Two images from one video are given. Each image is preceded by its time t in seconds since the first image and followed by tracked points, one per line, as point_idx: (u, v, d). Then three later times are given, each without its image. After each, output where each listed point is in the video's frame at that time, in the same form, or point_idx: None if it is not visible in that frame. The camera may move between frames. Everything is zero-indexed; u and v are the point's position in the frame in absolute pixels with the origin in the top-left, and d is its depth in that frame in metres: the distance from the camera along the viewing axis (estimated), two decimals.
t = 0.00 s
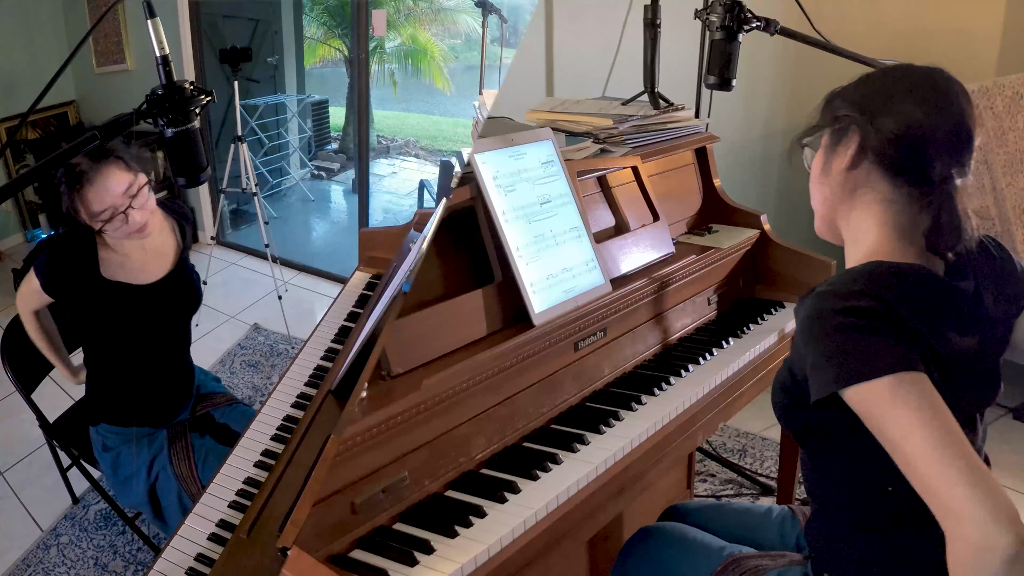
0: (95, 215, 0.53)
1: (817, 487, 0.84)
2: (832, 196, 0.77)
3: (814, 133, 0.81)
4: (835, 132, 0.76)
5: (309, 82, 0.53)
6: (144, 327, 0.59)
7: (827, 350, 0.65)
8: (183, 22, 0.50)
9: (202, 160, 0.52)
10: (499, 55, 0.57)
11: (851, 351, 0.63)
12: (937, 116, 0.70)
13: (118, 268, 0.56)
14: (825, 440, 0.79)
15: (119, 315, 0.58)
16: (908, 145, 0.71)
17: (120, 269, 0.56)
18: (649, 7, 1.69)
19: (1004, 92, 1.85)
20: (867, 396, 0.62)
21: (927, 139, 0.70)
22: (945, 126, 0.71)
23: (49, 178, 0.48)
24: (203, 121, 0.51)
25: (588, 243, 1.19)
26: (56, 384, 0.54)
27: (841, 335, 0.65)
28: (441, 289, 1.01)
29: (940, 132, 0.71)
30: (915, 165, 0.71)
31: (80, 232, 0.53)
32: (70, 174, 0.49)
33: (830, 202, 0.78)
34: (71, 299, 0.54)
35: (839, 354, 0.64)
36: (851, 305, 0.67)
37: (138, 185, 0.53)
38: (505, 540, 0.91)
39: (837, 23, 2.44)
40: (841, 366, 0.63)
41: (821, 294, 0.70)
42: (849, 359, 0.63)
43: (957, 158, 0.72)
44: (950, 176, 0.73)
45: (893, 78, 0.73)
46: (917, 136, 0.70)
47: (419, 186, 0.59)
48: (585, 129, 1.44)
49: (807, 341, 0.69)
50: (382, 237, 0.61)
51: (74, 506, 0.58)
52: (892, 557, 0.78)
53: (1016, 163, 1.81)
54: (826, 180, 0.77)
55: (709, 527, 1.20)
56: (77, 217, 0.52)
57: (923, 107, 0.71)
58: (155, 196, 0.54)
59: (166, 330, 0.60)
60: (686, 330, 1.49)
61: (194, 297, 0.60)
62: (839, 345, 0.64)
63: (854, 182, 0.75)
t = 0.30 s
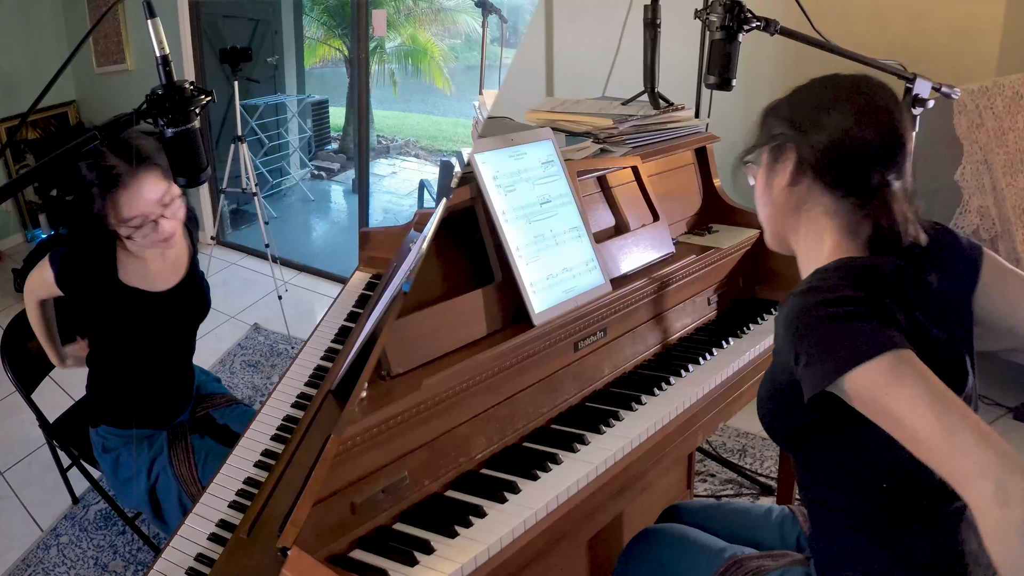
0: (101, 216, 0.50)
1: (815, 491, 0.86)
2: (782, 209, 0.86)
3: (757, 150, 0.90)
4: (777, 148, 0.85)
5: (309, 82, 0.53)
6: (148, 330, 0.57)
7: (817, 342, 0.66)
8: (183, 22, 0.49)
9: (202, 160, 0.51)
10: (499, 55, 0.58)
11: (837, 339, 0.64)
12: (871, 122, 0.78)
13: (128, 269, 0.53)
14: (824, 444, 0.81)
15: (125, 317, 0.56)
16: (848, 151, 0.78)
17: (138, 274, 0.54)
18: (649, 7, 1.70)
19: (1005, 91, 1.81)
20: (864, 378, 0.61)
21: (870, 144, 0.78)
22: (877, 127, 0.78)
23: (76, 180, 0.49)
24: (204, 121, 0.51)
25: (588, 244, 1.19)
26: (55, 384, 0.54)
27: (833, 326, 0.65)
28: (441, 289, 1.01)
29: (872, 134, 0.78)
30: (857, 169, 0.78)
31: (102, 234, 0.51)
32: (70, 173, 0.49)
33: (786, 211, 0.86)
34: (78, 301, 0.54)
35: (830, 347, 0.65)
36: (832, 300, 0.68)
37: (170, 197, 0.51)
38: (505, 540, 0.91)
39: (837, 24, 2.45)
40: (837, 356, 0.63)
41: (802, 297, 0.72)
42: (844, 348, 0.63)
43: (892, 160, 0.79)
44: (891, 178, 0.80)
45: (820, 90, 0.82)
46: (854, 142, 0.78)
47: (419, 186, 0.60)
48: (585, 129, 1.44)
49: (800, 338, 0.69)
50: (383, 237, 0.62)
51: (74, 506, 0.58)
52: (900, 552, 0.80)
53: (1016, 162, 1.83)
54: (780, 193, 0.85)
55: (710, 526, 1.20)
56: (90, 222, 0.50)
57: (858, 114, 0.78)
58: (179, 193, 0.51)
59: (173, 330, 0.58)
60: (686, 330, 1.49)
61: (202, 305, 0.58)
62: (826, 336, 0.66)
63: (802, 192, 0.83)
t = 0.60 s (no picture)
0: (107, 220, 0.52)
1: (822, 507, 0.90)
2: (697, 275, 0.93)
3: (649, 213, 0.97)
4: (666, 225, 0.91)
5: (309, 82, 0.51)
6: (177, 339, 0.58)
7: (768, 343, 0.75)
8: (183, 21, 0.49)
9: (202, 159, 0.52)
10: (499, 55, 0.58)
11: (779, 336, 0.74)
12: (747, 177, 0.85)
13: (172, 304, 0.56)
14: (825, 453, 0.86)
15: (129, 319, 0.56)
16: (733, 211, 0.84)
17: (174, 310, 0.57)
18: (649, 7, 1.70)
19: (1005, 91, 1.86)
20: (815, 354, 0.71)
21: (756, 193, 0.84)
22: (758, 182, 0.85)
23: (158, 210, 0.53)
24: (204, 120, 0.52)
25: (588, 243, 1.19)
26: (55, 384, 0.55)
27: (771, 324, 0.76)
28: (441, 289, 1.01)
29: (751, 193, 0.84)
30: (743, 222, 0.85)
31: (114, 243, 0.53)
32: (70, 173, 0.50)
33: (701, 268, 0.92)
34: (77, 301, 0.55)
35: (783, 346, 0.74)
36: (765, 306, 0.79)
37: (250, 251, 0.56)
38: (505, 540, 0.91)
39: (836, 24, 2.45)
40: (795, 346, 0.73)
41: (742, 317, 0.82)
42: (790, 334, 0.74)
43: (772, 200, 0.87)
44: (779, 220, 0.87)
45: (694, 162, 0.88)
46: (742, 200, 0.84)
47: (419, 186, 0.60)
48: (585, 129, 1.46)
49: (752, 356, 0.77)
50: (384, 236, 0.61)
51: (74, 506, 0.59)
52: (912, 546, 0.85)
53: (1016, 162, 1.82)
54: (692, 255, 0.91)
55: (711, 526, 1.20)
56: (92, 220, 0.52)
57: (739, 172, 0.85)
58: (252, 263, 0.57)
59: (175, 336, 0.58)
60: (687, 330, 1.49)
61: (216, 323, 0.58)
62: (771, 339, 0.75)
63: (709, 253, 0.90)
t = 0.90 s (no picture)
0: (107, 222, 0.54)
1: (824, 509, 0.90)
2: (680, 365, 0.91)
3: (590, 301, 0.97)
4: (621, 331, 0.90)
5: (309, 81, 0.51)
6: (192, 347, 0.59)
7: (724, 353, 0.77)
8: (183, 23, 0.50)
9: (202, 159, 0.53)
10: (499, 55, 0.58)
11: (732, 344, 0.76)
12: (660, 259, 0.86)
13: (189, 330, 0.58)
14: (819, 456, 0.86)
15: (130, 320, 0.57)
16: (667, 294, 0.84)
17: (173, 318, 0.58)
18: (649, 7, 1.70)
19: (1006, 90, 1.79)
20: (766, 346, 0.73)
21: (680, 265, 0.86)
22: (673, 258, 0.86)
23: (206, 239, 0.56)
24: (204, 120, 0.52)
25: (589, 244, 1.10)
26: (55, 386, 0.55)
27: (724, 333, 0.78)
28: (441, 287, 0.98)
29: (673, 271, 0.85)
30: (682, 302, 0.85)
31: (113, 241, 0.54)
32: (72, 170, 0.52)
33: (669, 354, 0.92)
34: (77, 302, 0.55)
35: (736, 355, 0.75)
36: (717, 323, 0.81)
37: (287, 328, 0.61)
38: (506, 540, 0.92)
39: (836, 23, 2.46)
40: (745, 353, 0.74)
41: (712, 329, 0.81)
42: (743, 336, 0.75)
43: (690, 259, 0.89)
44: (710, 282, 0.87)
45: (616, 246, 0.91)
46: (669, 277, 0.85)
47: (419, 186, 0.60)
48: (585, 128, 1.47)
49: (712, 370, 0.79)
50: (385, 237, 0.61)
51: (74, 506, 0.59)
52: (914, 539, 0.85)
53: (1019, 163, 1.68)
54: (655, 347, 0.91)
55: (712, 526, 1.20)
56: (92, 221, 0.54)
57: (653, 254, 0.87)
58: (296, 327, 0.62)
59: (175, 337, 0.58)
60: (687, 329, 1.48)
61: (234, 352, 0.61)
62: (727, 348, 0.77)
63: (674, 340, 0.90)
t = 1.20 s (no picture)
0: (108, 218, 0.54)
1: (823, 508, 0.90)
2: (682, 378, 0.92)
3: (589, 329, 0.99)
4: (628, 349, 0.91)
5: (309, 81, 0.51)
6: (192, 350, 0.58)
7: (722, 353, 0.76)
8: (182, 21, 0.50)
9: (202, 159, 0.53)
10: (499, 55, 0.58)
11: (730, 343, 0.76)
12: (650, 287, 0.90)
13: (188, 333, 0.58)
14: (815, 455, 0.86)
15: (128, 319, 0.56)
16: (661, 315, 0.87)
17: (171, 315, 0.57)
18: (649, 7, 1.70)
19: (1006, 92, 1.83)
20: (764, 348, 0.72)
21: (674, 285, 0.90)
22: (662, 284, 0.90)
23: (212, 242, 0.56)
24: (204, 120, 0.53)
25: (589, 244, 1.13)
26: (56, 386, 0.55)
27: (725, 333, 0.78)
28: (440, 289, 0.97)
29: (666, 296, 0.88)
30: (676, 322, 0.87)
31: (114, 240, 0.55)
32: (72, 171, 0.51)
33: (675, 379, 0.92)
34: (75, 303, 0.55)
35: (733, 355, 0.75)
36: (717, 324, 0.80)
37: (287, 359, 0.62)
38: (505, 540, 0.92)
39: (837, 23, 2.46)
40: (742, 352, 0.74)
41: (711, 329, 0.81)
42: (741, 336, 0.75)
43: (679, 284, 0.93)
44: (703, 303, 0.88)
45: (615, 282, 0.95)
46: (661, 299, 0.88)
47: (419, 186, 0.60)
48: (585, 128, 1.47)
49: (709, 369, 0.78)
50: (384, 237, 0.61)
51: (74, 506, 0.59)
52: (914, 537, 0.85)
53: (1016, 162, 1.75)
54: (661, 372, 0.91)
55: (712, 526, 1.20)
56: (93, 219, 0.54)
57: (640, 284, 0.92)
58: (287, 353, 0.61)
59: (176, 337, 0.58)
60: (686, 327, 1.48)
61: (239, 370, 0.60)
62: (725, 347, 0.76)
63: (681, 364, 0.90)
